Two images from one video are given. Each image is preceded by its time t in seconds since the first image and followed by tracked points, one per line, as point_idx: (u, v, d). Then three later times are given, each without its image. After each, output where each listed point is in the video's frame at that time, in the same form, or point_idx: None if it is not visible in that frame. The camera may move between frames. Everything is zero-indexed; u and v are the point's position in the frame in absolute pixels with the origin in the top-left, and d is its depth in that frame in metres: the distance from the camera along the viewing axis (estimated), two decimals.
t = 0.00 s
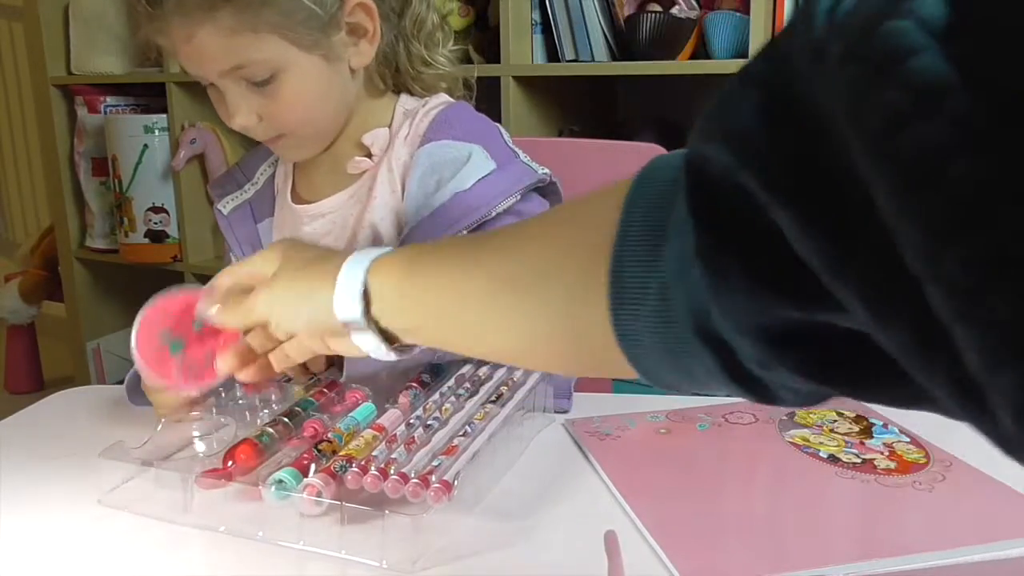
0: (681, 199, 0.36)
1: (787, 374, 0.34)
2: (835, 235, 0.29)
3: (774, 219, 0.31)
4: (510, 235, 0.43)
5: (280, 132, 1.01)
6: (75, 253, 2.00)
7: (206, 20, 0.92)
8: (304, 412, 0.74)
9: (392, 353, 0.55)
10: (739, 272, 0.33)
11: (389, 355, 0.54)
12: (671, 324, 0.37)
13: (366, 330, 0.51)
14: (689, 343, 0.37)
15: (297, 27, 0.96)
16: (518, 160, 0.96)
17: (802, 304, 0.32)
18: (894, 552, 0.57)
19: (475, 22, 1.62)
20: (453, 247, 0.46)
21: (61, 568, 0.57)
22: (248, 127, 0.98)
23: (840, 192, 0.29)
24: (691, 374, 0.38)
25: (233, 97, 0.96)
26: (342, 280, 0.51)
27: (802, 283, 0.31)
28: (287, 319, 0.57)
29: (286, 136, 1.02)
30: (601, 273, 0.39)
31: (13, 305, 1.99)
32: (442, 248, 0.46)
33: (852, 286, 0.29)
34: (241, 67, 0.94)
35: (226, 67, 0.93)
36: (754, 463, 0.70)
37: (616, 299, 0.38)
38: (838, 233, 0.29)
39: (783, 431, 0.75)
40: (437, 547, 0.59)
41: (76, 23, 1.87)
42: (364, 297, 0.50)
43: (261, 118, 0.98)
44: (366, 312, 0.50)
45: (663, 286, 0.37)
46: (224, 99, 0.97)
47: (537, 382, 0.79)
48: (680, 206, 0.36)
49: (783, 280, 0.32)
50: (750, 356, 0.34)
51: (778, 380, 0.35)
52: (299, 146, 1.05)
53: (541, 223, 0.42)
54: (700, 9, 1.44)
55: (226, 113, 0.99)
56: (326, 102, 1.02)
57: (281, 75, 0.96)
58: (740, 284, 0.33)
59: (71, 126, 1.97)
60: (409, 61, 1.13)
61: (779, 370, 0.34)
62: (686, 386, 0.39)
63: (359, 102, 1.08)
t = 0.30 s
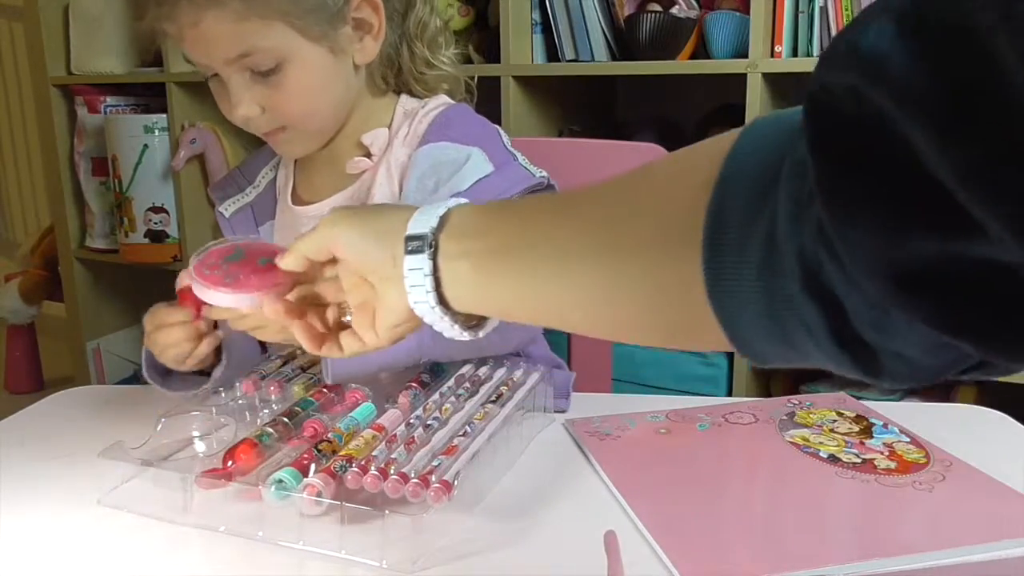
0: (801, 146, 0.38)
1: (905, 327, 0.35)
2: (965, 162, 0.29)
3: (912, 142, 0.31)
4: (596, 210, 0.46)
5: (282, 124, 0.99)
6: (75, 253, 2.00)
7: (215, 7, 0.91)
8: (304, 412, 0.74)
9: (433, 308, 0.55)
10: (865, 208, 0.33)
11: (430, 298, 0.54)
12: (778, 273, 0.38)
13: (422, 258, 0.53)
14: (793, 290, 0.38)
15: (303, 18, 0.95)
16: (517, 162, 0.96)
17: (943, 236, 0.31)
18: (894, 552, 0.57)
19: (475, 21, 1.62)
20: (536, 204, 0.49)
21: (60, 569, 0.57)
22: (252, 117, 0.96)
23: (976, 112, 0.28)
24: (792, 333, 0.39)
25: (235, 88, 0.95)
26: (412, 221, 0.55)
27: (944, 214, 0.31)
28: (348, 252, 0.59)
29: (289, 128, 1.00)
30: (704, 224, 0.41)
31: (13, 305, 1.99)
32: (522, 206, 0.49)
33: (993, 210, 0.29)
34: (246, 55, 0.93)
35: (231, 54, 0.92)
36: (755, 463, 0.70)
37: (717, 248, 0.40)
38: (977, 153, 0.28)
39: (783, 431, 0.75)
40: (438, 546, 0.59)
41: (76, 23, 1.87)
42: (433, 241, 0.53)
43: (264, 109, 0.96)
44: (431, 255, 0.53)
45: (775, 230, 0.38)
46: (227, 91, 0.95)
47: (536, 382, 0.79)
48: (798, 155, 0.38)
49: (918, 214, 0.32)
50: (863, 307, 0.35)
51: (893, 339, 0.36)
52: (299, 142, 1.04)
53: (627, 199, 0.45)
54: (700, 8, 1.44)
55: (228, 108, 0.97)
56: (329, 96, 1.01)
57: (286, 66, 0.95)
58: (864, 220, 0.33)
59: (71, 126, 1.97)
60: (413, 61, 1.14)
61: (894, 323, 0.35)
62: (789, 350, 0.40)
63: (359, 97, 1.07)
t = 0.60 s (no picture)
0: (815, 130, 0.38)
1: (924, 313, 0.34)
2: (988, 129, 0.28)
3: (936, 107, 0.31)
4: (598, 215, 0.47)
5: (290, 114, 0.99)
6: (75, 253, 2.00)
7: None
8: (303, 412, 0.74)
9: (434, 319, 0.55)
10: (883, 184, 0.33)
11: (430, 308, 0.55)
12: (789, 262, 0.38)
13: (424, 267, 0.54)
14: (805, 279, 0.38)
15: (315, 5, 0.95)
16: (513, 163, 0.97)
17: (975, 211, 0.31)
18: (894, 552, 0.57)
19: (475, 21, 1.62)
20: (543, 214, 0.50)
21: (59, 569, 0.57)
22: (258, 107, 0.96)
23: (1004, 75, 0.27)
24: (804, 326, 0.39)
25: (242, 77, 0.93)
26: (419, 232, 0.56)
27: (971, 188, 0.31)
28: (361, 264, 0.60)
29: (296, 119, 1.00)
30: (717, 211, 0.41)
31: (13, 305, 1.98)
32: (526, 216, 0.51)
33: (1019, 177, 0.28)
34: (256, 41, 0.91)
35: (242, 41, 0.90)
36: (755, 463, 0.70)
37: (727, 237, 0.41)
38: (1003, 119, 0.28)
39: (783, 431, 0.75)
40: (438, 547, 0.59)
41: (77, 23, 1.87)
42: (438, 249, 0.54)
43: (272, 98, 0.96)
44: (435, 264, 0.54)
45: (789, 216, 0.38)
46: (232, 80, 0.94)
47: (536, 382, 0.79)
48: (812, 140, 0.38)
49: (942, 188, 0.31)
50: (880, 294, 0.35)
51: (910, 329, 0.35)
52: (303, 137, 1.04)
53: (629, 204, 0.46)
54: (700, 8, 1.44)
55: (231, 98, 0.96)
56: (332, 88, 1.01)
57: (295, 54, 0.95)
58: (882, 199, 0.33)
59: (71, 126, 1.97)
60: (414, 59, 1.15)
61: (912, 310, 0.35)
62: (801, 344, 0.40)
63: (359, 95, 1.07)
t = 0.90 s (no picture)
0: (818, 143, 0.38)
1: (929, 326, 0.35)
2: (989, 136, 0.28)
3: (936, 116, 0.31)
4: (601, 226, 0.48)
5: (298, 112, 1.00)
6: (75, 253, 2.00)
7: None
8: (303, 412, 0.74)
9: (437, 334, 0.55)
10: (884, 195, 0.33)
11: (434, 324, 0.55)
12: (793, 274, 0.38)
13: (429, 281, 0.54)
14: (808, 291, 0.38)
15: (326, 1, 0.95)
16: (519, 163, 0.97)
17: (978, 221, 0.31)
18: (894, 552, 0.57)
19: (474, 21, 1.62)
20: (547, 228, 0.51)
21: (59, 569, 0.57)
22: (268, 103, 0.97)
23: (1005, 81, 0.28)
24: (809, 339, 0.39)
25: (254, 73, 0.95)
26: (423, 246, 0.56)
27: (975, 197, 0.31)
28: (365, 278, 0.61)
29: (302, 116, 1.01)
30: (721, 224, 0.42)
31: (13, 305, 1.98)
32: (532, 230, 0.51)
33: (1022, 185, 0.28)
34: (267, 35, 0.92)
35: (253, 36, 0.92)
36: (755, 463, 0.70)
37: (730, 249, 0.41)
38: (1004, 125, 0.28)
39: (783, 431, 0.75)
40: (438, 547, 0.59)
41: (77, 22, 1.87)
42: (442, 263, 0.54)
43: (282, 94, 0.97)
44: (439, 279, 0.54)
45: (793, 228, 0.38)
46: (243, 75, 0.95)
47: (536, 382, 0.79)
48: (814, 153, 0.38)
49: (945, 197, 0.31)
50: (885, 306, 0.35)
51: (915, 342, 0.35)
52: (312, 133, 1.04)
53: (633, 215, 0.47)
54: (700, 8, 1.44)
55: (243, 94, 0.97)
56: (343, 83, 1.01)
57: (305, 50, 0.96)
58: (883, 211, 0.33)
59: (71, 126, 1.97)
60: (423, 59, 1.15)
61: (917, 323, 0.35)
62: (806, 359, 0.40)
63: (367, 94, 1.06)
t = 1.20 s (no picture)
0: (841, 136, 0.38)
1: (948, 320, 0.35)
2: (1015, 129, 0.28)
3: (961, 110, 0.31)
4: (619, 217, 0.47)
5: (310, 112, 0.99)
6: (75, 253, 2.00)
7: None
8: (304, 412, 0.74)
9: (448, 310, 0.54)
10: (905, 188, 0.33)
11: (446, 299, 0.53)
12: (813, 266, 0.38)
13: (448, 256, 0.53)
14: (828, 284, 0.38)
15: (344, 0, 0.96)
16: (531, 167, 0.97)
17: (1001, 214, 0.31)
18: (894, 551, 0.57)
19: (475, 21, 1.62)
20: (565, 217, 0.50)
21: (59, 569, 0.57)
22: (283, 100, 0.97)
23: None
24: (827, 332, 0.39)
25: (272, 70, 0.95)
26: (449, 225, 0.56)
27: (998, 190, 0.31)
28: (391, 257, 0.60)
29: (314, 117, 1.01)
30: (742, 216, 0.42)
31: (13, 305, 1.98)
32: (550, 218, 0.51)
33: None
34: (284, 34, 0.93)
35: (270, 34, 0.92)
36: (755, 462, 0.70)
37: (750, 242, 0.41)
38: None
39: (783, 431, 0.75)
40: (437, 547, 0.59)
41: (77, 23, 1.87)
42: (463, 241, 0.54)
43: (298, 91, 0.97)
44: (459, 256, 0.53)
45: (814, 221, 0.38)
46: (260, 72, 0.95)
47: (536, 382, 0.79)
48: (838, 146, 0.38)
49: (969, 190, 0.31)
50: (905, 299, 0.35)
51: (935, 336, 0.35)
52: (325, 131, 1.04)
53: (653, 208, 0.46)
54: (700, 9, 1.44)
55: (259, 91, 0.97)
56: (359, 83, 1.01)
57: (322, 48, 0.96)
58: (905, 204, 0.33)
59: (71, 126, 1.97)
60: (439, 60, 1.15)
61: (936, 316, 0.35)
62: (823, 352, 0.40)
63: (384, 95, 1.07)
